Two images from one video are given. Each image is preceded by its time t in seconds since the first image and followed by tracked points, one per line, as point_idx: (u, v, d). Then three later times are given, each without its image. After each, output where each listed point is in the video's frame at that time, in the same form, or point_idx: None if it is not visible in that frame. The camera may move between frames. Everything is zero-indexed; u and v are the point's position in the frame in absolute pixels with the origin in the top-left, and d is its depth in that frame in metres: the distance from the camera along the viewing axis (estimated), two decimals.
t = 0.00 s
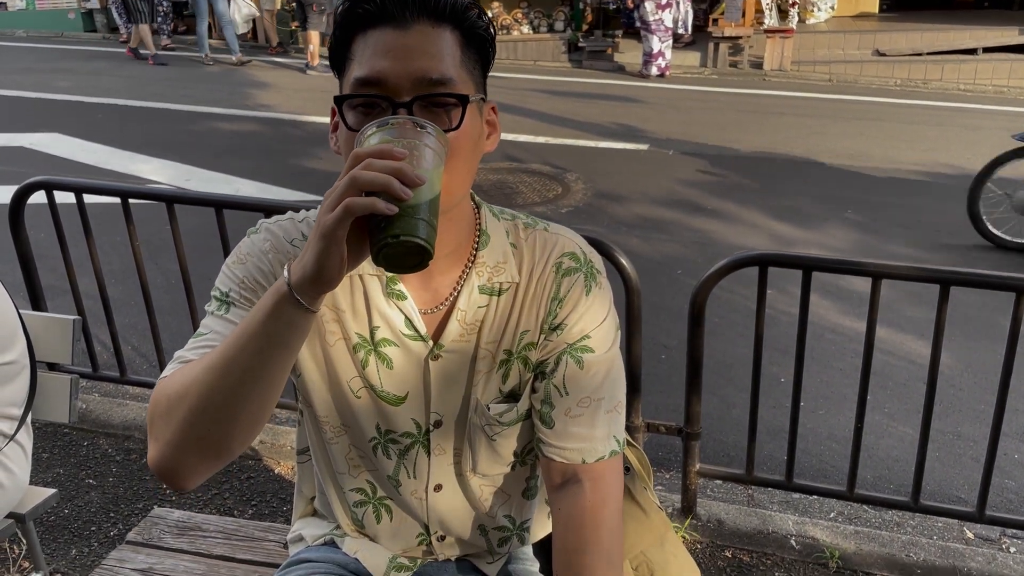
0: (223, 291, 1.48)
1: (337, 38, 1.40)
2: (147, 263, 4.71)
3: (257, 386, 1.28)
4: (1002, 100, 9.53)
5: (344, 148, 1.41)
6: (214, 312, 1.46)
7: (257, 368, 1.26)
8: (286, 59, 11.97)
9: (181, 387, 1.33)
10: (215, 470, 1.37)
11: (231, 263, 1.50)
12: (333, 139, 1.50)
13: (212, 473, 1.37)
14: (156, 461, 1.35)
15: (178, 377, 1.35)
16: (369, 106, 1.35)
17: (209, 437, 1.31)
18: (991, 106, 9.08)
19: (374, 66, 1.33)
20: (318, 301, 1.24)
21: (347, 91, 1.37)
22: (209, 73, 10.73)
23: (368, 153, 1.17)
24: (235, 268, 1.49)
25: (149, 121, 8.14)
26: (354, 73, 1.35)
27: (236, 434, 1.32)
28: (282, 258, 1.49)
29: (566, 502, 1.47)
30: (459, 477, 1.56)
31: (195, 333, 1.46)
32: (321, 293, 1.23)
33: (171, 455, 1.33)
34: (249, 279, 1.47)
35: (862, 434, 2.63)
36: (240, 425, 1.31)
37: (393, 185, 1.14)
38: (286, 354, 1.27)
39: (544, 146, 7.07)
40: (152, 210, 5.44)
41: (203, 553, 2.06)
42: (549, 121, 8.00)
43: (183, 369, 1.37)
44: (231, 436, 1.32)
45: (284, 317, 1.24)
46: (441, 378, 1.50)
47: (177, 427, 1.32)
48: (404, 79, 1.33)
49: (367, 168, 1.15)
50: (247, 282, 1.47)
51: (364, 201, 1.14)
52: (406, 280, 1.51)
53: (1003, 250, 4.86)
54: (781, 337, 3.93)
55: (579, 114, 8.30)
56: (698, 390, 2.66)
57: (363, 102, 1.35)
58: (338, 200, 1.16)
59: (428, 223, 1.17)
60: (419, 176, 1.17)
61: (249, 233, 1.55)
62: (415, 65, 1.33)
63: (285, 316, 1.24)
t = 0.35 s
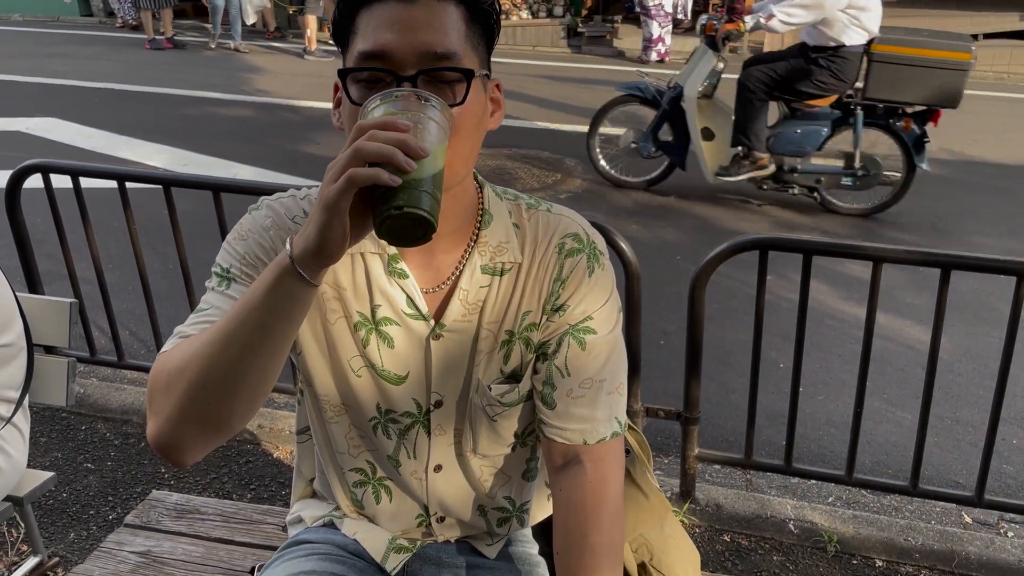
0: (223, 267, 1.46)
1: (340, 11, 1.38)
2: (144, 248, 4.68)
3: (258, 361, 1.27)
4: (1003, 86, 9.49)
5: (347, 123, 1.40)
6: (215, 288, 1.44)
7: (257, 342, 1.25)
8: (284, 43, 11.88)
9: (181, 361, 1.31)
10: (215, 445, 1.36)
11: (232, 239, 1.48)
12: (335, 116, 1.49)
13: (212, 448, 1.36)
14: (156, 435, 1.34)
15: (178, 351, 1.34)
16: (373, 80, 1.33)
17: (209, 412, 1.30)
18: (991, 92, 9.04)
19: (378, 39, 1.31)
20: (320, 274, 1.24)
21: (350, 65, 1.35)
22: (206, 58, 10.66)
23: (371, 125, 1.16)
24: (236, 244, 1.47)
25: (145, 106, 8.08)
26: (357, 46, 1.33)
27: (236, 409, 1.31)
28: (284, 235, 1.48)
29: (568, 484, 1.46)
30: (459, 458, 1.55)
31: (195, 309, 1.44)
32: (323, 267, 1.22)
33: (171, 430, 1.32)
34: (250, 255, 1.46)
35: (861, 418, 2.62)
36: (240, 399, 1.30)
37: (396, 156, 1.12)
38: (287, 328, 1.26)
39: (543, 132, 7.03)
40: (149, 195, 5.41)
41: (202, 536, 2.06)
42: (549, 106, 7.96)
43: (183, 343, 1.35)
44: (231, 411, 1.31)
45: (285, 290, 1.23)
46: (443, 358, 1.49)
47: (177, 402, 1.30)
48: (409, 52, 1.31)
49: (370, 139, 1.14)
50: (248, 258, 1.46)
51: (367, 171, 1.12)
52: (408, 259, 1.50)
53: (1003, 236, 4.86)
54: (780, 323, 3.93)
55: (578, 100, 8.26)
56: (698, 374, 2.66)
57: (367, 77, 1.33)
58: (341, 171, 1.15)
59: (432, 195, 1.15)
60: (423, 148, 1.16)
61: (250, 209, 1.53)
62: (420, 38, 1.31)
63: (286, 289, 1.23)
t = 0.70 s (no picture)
0: (221, 248, 1.45)
1: None
2: (138, 233, 4.66)
3: (256, 340, 1.26)
4: (1001, 71, 9.47)
5: (346, 101, 1.38)
6: (213, 268, 1.43)
7: (255, 320, 1.24)
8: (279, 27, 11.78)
9: (179, 339, 1.30)
10: (213, 424, 1.35)
11: (230, 219, 1.47)
12: (334, 94, 1.47)
13: (210, 427, 1.35)
14: (154, 414, 1.32)
15: (176, 330, 1.32)
16: (372, 58, 1.31)
17: (206, 392, 1.29)
18: (989, 77, 9.02)
19: (378, 14, 1.29)
20: (318, 252, 1.22)
21: (350, 41, 1.33)
22: (201, 42, 10.57)
23: (370, 100, 1.14)
24: (234, 224, 1.46)
25: (140, 91, 8.02)
26: (357, 22, 1.31)
27: (234, 387, 1.29)
28: (282, 215, 1.46)
29: (566, 469, 1.46)
30: (457, 441, 1.55)
31: (192, 290, 1.43)
32: (321, 244, 1.20)
33: (169, 409, 1.31)
34: (247, 234, 1.44)
35: (858, 403, 2.62)
36: (238, 379, 1.29)
37: (394, 131, 1.11)
38: (285, 306, 1.25)
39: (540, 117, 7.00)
40: (143, 179, 5.38)
41: (198, 520, 2.05)
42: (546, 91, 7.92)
43: (181, 323, 1.34)
44: (230, 389, 1.29)
45: (283, 268, 1.22)
46: (441, 340, 1.48)
47: (174, 381, 1.29)
48: (409, 28, 1.29)
49: (369, 115, 1.12)
50: (246, 237, 1.44)
51: (366, 147, 1.11)
52: (405, 240, 1.48)
53: (1000, 221, 4.85)
54: (778, 308, 3.92)
55: (576, 85, 8.22)
56: (696, 358, 2.65)
57: (366, 54, 1.31)
58: (338, 147, 1.13)
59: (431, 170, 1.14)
60: (422, 124, 1.14)
61: (249, 190, 1.51)
62: (420, 13, 1.29)
63: (285, 267, 1.22)
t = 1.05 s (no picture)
0: (215, 234, 1.43)
1: None
2: (131, 220, 4.63)
3: (250, 326, 1.25)
4: (997, 57, 9.45)
5: (340, 87, 1.36)
6: (206, 255, 1.42)
7: (249, 306, 1.23)
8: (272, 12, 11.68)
9: (172, 326, 1.29)
10: (208, 411, 1.34)
11: (224, 205, 1.45)
12: (328, 80, 1.45)
13: (204, 414, 1.34)
14: (149, 401, 1.32)
15: (170, 316, 1.31)
16: (367, 42, 1.30)
17: (200, 378, 1.28)
18: (985, 63, 8.99)
19: None
20: (312, 238, 1.21)
21: (344, 25, 1.32)
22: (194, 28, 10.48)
23: (364, 84, 1.13)
24: (228, 211, 1.45)
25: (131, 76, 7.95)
26: (351, 7, 1.29)
27: (229, 375, 1.28)
28: (277, 202, 1.45)
29: (561, 456, 1.45)
30: (452, 429, 1.55)
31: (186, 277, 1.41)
32: (316, 230, 1.20)
33: (163, 396, 1.30)
34: (241, 222, 1.43)
35: (852, 389, 2.62)
36: (232, 366, 1.28)
37: (389, 115, 1.09)
38: (280, 293, 1.24)
39: (536, 103, 6.96)
40: (136, 166, 5.34)
41: (193, 508, 2.05)
42: (541, 77, 7.88)
43: (174, 309, 1.33)
44: (225, 376, 1.29)
45: (277, 254, 1.21)
46: (436, 328, 1.48)
47: (168, 367, 1.28)
48: (403, 12, 1.28)
49: (363, 98, 1.11)
50: (240, 224, 1.43)
51: (360, 131, 1.10)
52: (400, 227, 1.47)
53: (995, 208, 4.86)
54: (773, 295, 3.92)
55: (571, 70, 8.18)
56: (691, 345, 2.65)
57: (361, 38, 1.30)
58: (333, 131, 1.12)
59: (426, 155, 1.12)
60: (418, 108, 1.12)
61: (242, 175, 1.50)
62: None
63: (280, 253, 1.21)
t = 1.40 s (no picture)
0: (207, 220, 1.44)
1: None
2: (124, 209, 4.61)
3: (242, 311, 1.25)
4: (990, 45, 9.45)
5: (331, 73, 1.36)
6: (198, 241, 1.42)
7: (241, 291, 1.23)
8: None
9: (164, 311, 1.29)
10: (200, 396, 1.35)
11: (216, 192, 1.45)
12: (319, 66, 1.45)
13: (197, 399, 1.35)
14: (140, 386, 1.32)
15: (162, 301, 1.31)
16: (358, 28, 1.30)
17: (192, 363, 1.28)
18: (978, 51, 8.99)
19: None
20: (303, 223, 1.21)
21: (335, 10, 1.31)
22: (185, 15, 10.41)
23: (354, 68, 1.13)
24: (220, 197, 1.45)
25: (122, 64, 7.90)
26: None
27: (220, 359, 1.29)
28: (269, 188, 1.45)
29: (552, 441, 1.46)
30: (444, 415, 1.56)
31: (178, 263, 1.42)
32: (306, 214, 1.20)
33: (155, 380, 1.31)
34: (233, 208, 1.43)
35: (842, 376, 2.64)
36: (225, 351, 1.29)
37: (379, 98, 1.09)
38: (271, 278, 1.24)
39: (529, 91, 6.94)
40: (128, 155, 5.32)
41: (187, 496, 2.06)
42: (535, 65, 7.85)
43: (166, 294, 1.33)
44: (217, 360, 1.29)
45: (268, 239, 1.21)
46: (428, 314, 1.49)
47: (159, 351, 1.28)
48: None
49: (353, 82, 1.11)
50: (232, 211, 1.43)
51: (351, 114, 1.10)
52: (391, 213, 1.47)
53: (987, 196, 4.88)
54: (765, 283, 3.94)
55: (565, 58, 8.16)
56: (683, 332, 2.66)
57: (351, 23, 1.29)
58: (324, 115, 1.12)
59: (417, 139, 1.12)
60: (408, 92, 1.12)
61: (234, 162, 1.50)
62: None
63: (270, 238, 1.21)
